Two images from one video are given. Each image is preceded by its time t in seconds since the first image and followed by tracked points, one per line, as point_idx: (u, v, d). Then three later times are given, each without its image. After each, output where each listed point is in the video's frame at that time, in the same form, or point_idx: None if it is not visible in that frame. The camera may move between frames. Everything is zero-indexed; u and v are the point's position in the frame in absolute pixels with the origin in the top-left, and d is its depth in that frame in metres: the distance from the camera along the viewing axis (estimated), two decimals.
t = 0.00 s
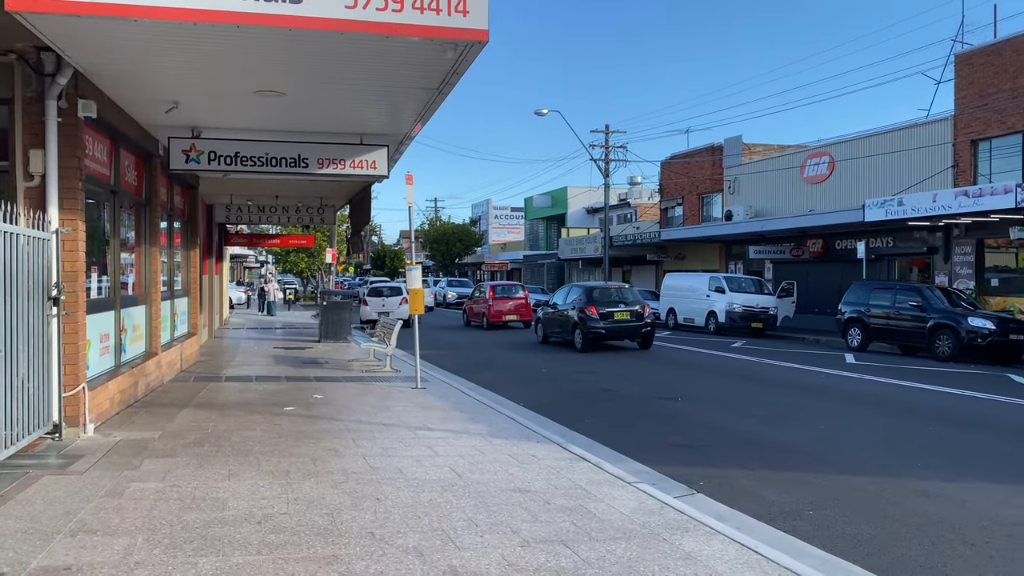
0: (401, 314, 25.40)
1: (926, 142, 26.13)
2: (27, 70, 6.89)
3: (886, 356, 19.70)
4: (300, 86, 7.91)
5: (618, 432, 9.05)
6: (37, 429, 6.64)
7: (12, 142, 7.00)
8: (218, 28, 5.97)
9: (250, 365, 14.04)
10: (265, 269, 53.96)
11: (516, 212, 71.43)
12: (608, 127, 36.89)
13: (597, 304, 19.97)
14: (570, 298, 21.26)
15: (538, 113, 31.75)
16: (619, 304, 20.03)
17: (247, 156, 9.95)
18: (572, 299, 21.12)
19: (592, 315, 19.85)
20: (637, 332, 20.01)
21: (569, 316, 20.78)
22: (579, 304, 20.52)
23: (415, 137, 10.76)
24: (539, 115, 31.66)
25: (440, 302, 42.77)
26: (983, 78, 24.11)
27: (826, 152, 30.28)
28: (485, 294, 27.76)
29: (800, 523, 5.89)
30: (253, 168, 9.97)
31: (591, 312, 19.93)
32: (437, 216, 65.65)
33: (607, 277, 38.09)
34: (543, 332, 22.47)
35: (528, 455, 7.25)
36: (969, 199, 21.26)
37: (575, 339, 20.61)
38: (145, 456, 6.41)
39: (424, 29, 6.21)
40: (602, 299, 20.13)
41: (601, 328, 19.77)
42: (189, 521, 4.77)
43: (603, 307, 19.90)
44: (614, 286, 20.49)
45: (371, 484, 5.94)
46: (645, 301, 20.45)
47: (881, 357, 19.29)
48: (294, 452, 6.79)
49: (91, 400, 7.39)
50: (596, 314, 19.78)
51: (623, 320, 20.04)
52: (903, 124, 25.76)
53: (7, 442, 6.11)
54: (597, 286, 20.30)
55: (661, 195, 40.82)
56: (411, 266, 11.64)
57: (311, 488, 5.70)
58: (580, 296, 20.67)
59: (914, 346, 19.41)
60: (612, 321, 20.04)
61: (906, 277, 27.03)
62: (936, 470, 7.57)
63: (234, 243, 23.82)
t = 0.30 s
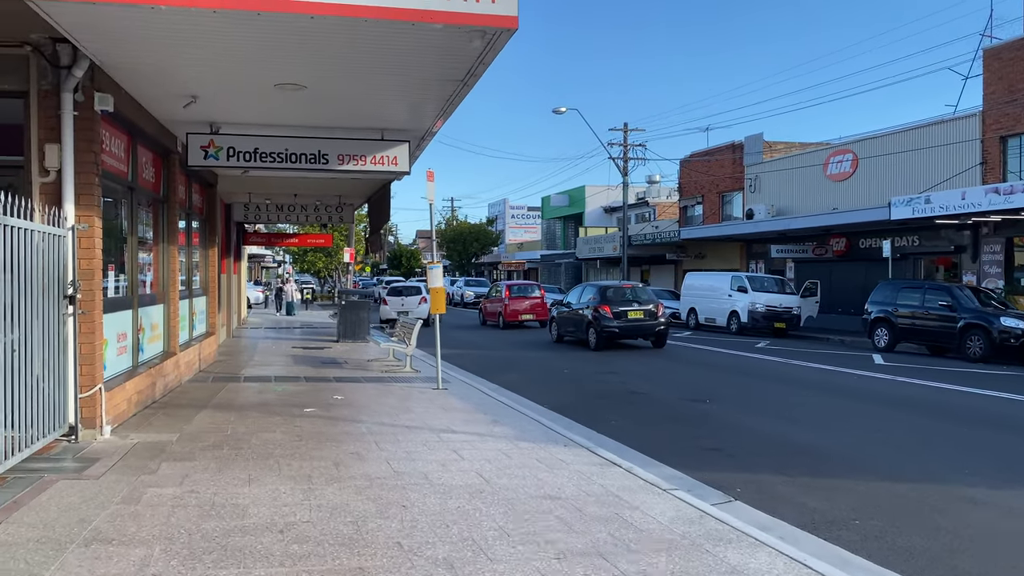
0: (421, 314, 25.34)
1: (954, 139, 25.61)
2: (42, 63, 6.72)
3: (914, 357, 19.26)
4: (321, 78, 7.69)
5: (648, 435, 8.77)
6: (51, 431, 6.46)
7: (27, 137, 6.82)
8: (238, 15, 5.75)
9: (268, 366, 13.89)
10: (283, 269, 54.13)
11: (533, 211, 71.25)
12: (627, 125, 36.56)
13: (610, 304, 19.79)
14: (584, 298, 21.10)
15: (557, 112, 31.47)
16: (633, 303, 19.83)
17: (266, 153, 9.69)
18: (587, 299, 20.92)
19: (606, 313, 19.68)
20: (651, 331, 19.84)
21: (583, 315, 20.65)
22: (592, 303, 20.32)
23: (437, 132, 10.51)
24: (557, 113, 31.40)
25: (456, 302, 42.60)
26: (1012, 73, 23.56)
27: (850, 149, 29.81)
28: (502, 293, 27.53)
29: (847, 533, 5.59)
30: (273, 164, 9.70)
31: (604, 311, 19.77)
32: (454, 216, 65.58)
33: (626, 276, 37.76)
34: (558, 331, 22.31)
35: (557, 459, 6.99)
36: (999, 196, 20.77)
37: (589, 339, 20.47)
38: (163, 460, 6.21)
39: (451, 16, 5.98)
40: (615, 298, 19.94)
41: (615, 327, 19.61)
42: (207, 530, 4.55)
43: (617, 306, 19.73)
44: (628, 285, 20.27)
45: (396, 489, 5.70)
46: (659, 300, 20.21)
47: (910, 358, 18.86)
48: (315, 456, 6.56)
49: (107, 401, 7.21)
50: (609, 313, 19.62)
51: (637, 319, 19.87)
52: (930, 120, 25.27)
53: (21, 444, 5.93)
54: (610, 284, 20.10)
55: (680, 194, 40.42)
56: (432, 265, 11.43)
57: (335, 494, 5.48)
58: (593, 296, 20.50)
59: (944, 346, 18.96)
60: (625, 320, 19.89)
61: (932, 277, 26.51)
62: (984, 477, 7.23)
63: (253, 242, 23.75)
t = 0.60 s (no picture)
0: (438, 314, 25.17)
1: (979, 136, 25.12)
2: (52, 57, 6.51)
3: (941, 359, 18.82)
4: (339, 72, 7.44)
5: (675, 441, 8.47)
6: (61, 437, 6.26)
7: (37, 133, 6.62)
8: (253, 4, 5.52)
9: (283, 367, 13.69)
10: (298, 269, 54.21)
11: (547, 211, 71.01)
12: (643, 124, 36.22)
13: (623, 304, 19.53)
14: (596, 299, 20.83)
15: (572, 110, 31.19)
16: (646, 302, 19.55)
17: (282, 150, 9.40)
18: (599, 299, 20.64)
19: (618, 313, 19.41)
20: (665, 331, 19.55)
21: (596, 315, 20.39)
22: (604, 304, 20.05)
23: (455, 128, 10.23)
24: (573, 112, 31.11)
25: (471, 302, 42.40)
26: None
27: (871, 147, 29.34)
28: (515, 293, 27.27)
29: (895, 549, 5.28)
30: (290, 162, 9.40)
31: (617, 311, 19.50)
32: (468, 216, 65.42)
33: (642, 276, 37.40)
34: (571, 331, 22.04)
35: (584, 468, 6.70)
36: None
37: (601, 339, 20.20)
38: (176, 467, 5.99)
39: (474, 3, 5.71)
40: (628, 298, 19.66)
41: (628, 327, 19.34)
42: (221, 545, 4.31)
43: (630, 306, 19.46)
44: (640, 285, 19.97)
45: (418, 500, 5.44)
46: (673, 300, 19.89)
47: (936, 359, 18.43)
48: (333, 463, 6.31)
49: (119, 405, 7.00)
50: (622, 313, 19.35)
51: (650, 319, 19.59)
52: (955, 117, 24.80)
53: (28, 452, 5.73)
54: (623, 284, 19.82)
55: (697, 193, 40.01)
56: (450, 264, 11.18)
57: (355, 506, 5.22)
58: (606, 296, 20.23)
59: (971, 347, 18.52)
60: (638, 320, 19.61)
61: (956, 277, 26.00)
62: None
63: (267, 242, 23.62)
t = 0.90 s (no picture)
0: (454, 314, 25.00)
1: (1003, 133, 24.68)
2: (60, 48, 6.29)
3: (966, 360, 18.40)
4: (356, 63, 7.18)
5: (703, 446, 8.16)
6: (70, 442, 6.04)
7: (45, 128, 6.40)
8: None
9: (296, 368, 13.47)
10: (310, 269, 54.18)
11: (559, 210, 70.79)
12: (657, 122, 35.86)
13: (635, 304, 19.22)
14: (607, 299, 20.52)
15: (586, 109, 30.88)
16: (658, 301, 19.22)
17: (296, 146, 9.15)
18: (611, 299, 20.33)
19: (631, 313, 19.13)
20: (678, 331, 19.23)
21: (607, 315, 20.13)
22: (616, 304, 19.74)
23: (474, 124, 9.97)
24: (586, 110, 30.81)
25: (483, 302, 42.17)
26: None
27: (890, 145, 28.90)
28: (526, 293, 26.98)
29: (946, 565, 4.97)
30: (303, 158, 9.14)
31: (629, 311, 19.21)
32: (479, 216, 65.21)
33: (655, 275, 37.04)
34: (583, 330, 21.76)
35: (613, 475, 6.41)
36: None
37: (613, 339, 19.93)
38: (187, 474, 5.74)
39: None
40: (639, 298, 19.35)
41: (640, 327, 19.04)
42: (235, 561, 4.06)
43: (642, 305, 19.16)
44: (652, 284, 19.63)
45: (441, 510, 5.16)
46: (686, 300, 19.55)
47: (962, 361, 18.01)
48: (350, 471, 6.05)
49: (129, 409, 6.77)
50: (634, 313, 19.06)
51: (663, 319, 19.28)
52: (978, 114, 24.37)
53: (36, 458, 5.51)
54: (634, 284, 19.49)
55: (711, 191, 39.61)
56: (467, 264, 10.92)
57: (375, 517, 4.96)
58: (618, 296, 19.93)
59: (997, 348, 18.10)
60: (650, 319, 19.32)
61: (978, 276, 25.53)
62: None
63: (279, 241, 23.43)
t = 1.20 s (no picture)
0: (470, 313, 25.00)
1: None
2: (63, 41, 6.05)
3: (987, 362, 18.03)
4: (369, 55, 6.94)
5: (727, 453, 7.87)
6: (71, 450, 5.79)
7: (47, 124, 6.17)
8: None
9: (306, 370, 13.25)
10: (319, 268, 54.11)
11: (568, 209, 70.56)
12: (669, 120, 35.54)
13: (645, 304, 18.93)
14: (617, 299, 20.22)
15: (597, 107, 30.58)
16: (668, 301, 18.91)
17: (306, 143, 8.92)
18: (621, 299, 20.03)
19: (641, 313, 18.85)
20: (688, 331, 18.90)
21: (616, 315, 19.85)
22: (626, 304, 19.44)
23: (488, 120, 9.72)
24: (598, 108, 30.52)
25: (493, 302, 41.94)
26: None
27: (906, 143, 28.48)
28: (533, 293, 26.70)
29: None
30: (315, 156, 8.92)
31: (639, 311, 18.93)
32: (488, 215, 65.00)
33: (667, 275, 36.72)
34: (592, 331, 21.46)
35: (637, 485, 6.13)
36: None
37: (623, 339, 19.66)
38: (194, 484, 5.50)
39: None
40: (650, 298, 19.04)
41: (650, 327, 18.78)
42: None
43: (652, 305, 18.87)
44: (663, 284, 19.30)
45: (461, 524, 4.90)
46: (695, 299, 19.20)
47: (984, 362, 17.63)
48: (363, 481, 5.78)
49: (133, 414, 6.52)
50: (644, 313, 18.80)
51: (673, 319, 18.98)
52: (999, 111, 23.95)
53: (36, 468, 5.27)
54: (645, 284, 19.18)
55: (724, 190, 39.23)
56: (480, 264, 10.67)
57: (390, 531, 4.70)
58: (627, 296, 19.64)
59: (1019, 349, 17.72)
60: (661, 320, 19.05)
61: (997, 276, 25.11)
62: None
63: (289, 241, 23.23)
